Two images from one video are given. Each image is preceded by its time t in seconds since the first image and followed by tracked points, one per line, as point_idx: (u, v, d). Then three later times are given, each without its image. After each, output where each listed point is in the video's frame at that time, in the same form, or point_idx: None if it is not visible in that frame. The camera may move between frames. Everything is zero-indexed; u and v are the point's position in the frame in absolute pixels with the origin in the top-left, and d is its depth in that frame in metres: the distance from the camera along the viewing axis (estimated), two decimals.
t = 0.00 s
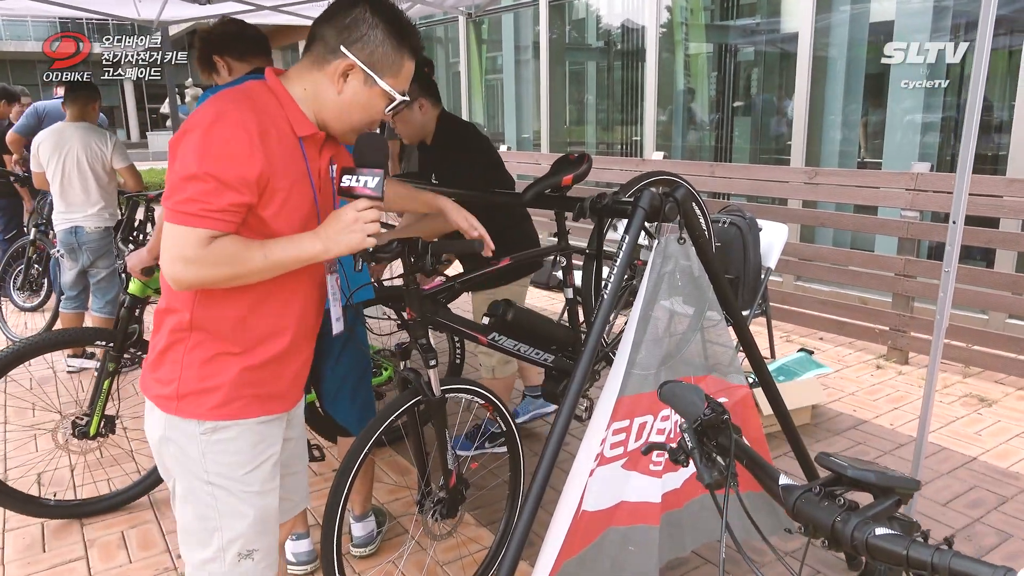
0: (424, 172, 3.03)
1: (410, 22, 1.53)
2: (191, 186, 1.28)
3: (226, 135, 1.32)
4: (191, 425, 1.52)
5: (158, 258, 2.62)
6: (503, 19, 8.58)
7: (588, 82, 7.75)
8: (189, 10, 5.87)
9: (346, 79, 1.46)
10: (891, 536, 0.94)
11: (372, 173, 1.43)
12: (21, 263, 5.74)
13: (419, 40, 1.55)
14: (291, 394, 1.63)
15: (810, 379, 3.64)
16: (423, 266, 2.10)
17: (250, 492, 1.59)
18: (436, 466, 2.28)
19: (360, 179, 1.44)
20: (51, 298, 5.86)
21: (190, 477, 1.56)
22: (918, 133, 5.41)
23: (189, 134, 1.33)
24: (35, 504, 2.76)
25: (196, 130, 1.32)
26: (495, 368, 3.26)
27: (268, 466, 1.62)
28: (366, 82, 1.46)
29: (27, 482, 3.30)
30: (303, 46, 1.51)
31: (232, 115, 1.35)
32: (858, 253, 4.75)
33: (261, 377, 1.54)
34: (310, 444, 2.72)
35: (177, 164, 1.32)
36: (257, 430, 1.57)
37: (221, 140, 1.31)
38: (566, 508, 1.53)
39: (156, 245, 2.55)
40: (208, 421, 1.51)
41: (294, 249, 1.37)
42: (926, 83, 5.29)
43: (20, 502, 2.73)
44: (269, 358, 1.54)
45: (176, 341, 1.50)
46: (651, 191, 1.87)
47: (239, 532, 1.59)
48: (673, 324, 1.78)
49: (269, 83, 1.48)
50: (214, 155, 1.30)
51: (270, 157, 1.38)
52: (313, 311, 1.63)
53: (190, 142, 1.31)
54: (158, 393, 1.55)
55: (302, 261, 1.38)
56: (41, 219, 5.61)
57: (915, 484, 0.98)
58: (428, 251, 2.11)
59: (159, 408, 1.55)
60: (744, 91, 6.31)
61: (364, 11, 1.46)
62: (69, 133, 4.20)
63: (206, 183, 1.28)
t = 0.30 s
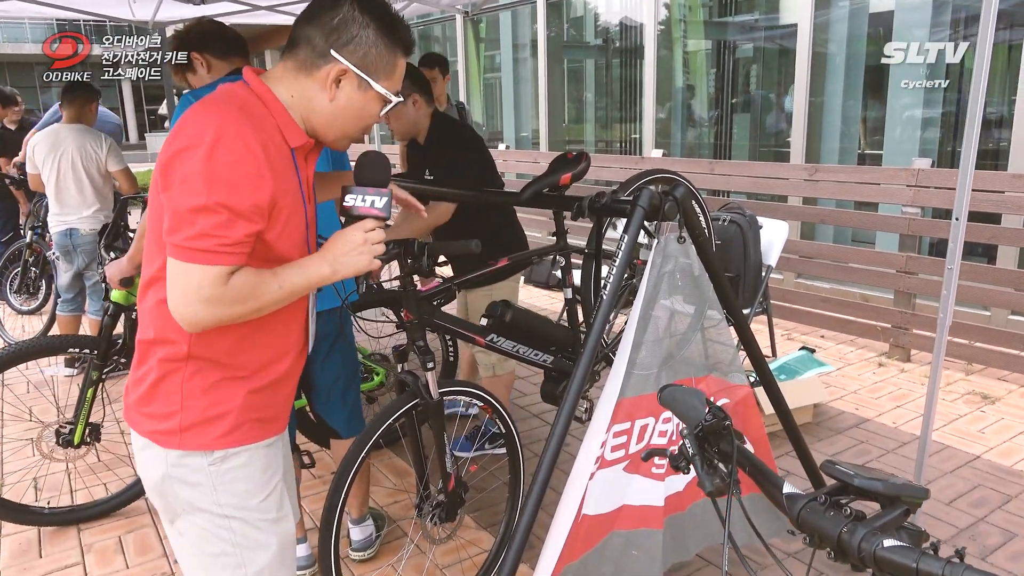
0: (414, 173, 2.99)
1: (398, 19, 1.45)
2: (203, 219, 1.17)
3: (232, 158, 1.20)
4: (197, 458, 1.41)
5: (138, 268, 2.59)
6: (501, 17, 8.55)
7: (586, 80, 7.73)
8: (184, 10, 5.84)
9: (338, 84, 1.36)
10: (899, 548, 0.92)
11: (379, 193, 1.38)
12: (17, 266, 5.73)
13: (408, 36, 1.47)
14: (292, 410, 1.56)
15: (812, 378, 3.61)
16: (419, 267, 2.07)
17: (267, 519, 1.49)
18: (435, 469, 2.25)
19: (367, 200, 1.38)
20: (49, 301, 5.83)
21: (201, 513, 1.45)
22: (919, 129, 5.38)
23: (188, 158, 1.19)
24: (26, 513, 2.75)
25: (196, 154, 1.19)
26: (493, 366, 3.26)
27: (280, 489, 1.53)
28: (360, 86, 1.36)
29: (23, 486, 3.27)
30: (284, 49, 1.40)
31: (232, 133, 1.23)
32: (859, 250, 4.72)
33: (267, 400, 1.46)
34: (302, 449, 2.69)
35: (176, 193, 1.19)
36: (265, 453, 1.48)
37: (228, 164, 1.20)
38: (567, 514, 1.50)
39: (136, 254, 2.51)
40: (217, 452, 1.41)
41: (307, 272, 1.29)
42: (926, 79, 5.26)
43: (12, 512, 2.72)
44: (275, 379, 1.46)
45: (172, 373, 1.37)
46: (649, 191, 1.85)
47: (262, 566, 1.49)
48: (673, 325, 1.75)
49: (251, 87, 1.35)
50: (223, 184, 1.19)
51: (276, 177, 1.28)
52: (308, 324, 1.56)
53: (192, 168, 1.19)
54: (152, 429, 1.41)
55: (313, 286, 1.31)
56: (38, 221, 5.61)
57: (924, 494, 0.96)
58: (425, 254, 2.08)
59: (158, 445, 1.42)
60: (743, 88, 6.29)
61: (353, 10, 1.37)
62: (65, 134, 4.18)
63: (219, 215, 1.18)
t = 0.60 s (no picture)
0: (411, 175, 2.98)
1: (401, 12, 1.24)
2: (244, 267, 0.94)
3: (258, 186, 0.97)
4: (202, 538, 1.19)
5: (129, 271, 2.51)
6: (501, 16, 8.53)
7: (586, 79, 7.72)
8: (183, 10, 5.83)
9: (343, 89, 1.12)
10: (898, 550, 0.91)
11: (384, 203, 1.42)
12: (18, 267, 5.75)
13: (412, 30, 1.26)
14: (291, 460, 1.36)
15: (814, 376, 3.60)
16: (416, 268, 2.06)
17: None
18: (434, 470, 2.25)
19: (372, 209, 1.42)
20: (50, 302, 5.81)
21: None
22: (920, 126, 5.37)
23: (205, 192, 0.94)
24: (21, 519, 2.79)
25: (213, 187, 0.94)
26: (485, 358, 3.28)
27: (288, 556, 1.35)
28: (368, 89, 1.14)
29: (24, 488, 3.28)
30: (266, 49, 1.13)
31: (250, 154, 0.99)
32: (861, 248, 4.70)
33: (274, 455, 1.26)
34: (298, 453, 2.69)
35: (195, 236, 0.94)
36: (272, 528, 1.29)
37: (256, 196, 0.96)
38: (567, 515, 1.49)
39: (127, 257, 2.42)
40: (224, 529, 1.20)
41: (336, 303, 1.09)
42: (928, 77, 5.25)
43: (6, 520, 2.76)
44: (283, 431, 1.26)
45: (166, 444, 1.13)
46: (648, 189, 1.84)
47: None
48: (673, 324, 1.73)
49: (236, 92, 1.08)
50: (257, 221, 0.96)
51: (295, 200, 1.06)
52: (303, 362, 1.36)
53: (211, 204, 0.94)
54: (139, 511, 1.17)
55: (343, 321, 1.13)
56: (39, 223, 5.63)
57: (923, 494, 0.96)
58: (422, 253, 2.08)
59: (150, 528, 1.17)
60: (743, 86, 6.28)
61: None
62: (64, 137, 4.16)
63: (262, 259, 0.96)
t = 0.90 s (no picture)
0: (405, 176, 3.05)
1: (416, 13, 1.24)
2: (252, 317, 0.92)
3: (263, 225, 0.94)
4: None
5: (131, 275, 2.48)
6: (505, 18, 8.54)
7: (590, 80, 7.73)
8: (187, 12, 5.86)
9: (345, 95, 1.11)
10: (890, 545, 0.93)
11: (388, 214, 1.49)
12: (25, 269, 5.80)
13: (424, 36, 1.26)
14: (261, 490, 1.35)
15: (817, 377, 3.59)
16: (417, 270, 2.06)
17: None
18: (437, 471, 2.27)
19: (376, 222, 1.47)
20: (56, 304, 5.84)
21: None
22: (924, 127, 5.36)
23: (205, 234, 0.89)
24: (27, 522, 2.83)
25: (213, 230, 0.90)
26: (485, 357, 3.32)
27: None
28: (372, 97, 1.13)
29: (30, 489, 3.31)
30: (266, 48, 1.12)
31: (251, 189, 0.94)
32: (865, 249, 4.70)
33: (251, 486, 1.25)
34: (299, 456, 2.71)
35: (194, 281, 0.90)
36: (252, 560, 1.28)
37: (260, 236, 0.93)
38: (569, 514, 1.50)
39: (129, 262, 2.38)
40: (203, 566, 1.17)
41: (341, 330, 1.11)
42: (932, 78, 5.24)
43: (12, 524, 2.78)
44: (260, 463, 1.25)
45: (142, 482, 1.09)
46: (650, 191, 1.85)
47: None
48: (675, 326, 1.74)
49: (229, 99, 1.05)
50: (262, 266, 0.93)
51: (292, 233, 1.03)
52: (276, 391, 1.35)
53: (210, 249, 0.89)
54: (109, 552, 1.12)
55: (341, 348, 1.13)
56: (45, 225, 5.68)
57: (916, 492, 0.98)
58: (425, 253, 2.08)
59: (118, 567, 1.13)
60: (747, 87, 6.27)
61: None
62: (69, 139, 4.19)
63: (268, 307, 0.93)
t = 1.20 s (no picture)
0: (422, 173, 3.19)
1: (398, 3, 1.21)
2: (235, 326, 0.93)
3: (244, 234, 0.94)
4: None
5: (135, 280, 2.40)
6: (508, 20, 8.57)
7: (593, 82, 7.74)
8: (192, 16, 5.89)
9: (329, 92, 1.10)
10: (886, 542, 0.94)
11: (376, 213, 1.37)
12: (31, 272, 5.84)
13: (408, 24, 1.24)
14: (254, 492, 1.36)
15: (818, 379, 3.60)
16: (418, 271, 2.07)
17: None
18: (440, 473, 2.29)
19: (363, 221, 1.35)
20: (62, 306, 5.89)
21: None
22: (927, 129, 5.38)
23: (186, 244, 0.90)
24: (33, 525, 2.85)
25: (193, 241, 0.90)
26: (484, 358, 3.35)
27: None
28: (356, 92, 1.13)
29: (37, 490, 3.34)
30: (244, 45, 1.10)
31: (231, 197, 0.95)
32: (867, 251, 4.71)
33: (244, 491, 1.27)
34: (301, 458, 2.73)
35: (176, 292, 0.91)
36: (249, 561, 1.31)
37: (242, 244, 0.94)
38: (571, 514, 1.51)
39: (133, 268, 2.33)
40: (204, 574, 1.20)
41: (328, 332, 1.12)
42: (934, 81, 5.26)
43: (18, 526, 2.81)
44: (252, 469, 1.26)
45: (133, 494, 1.11)
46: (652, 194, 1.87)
47: None
48: (677, 327, 1.76)
49: (209, 102, 1.06)
50: (245, 275, 0.94)
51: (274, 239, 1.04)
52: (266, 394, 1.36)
53: (192, 259, 0.90)
54: (104, 564, 1.13)
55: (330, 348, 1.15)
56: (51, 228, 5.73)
57: (911, 489, 0.99)
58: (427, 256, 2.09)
59: None
60: (750, 89, 6.29)
61: None
62: (75, 143, 4.23)
63: (252, 317, 0.95)
